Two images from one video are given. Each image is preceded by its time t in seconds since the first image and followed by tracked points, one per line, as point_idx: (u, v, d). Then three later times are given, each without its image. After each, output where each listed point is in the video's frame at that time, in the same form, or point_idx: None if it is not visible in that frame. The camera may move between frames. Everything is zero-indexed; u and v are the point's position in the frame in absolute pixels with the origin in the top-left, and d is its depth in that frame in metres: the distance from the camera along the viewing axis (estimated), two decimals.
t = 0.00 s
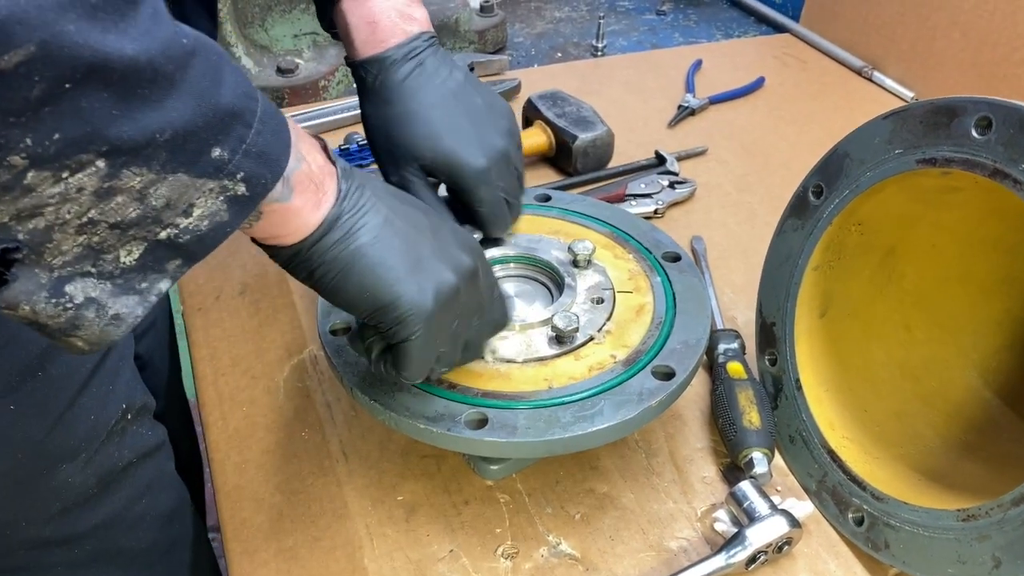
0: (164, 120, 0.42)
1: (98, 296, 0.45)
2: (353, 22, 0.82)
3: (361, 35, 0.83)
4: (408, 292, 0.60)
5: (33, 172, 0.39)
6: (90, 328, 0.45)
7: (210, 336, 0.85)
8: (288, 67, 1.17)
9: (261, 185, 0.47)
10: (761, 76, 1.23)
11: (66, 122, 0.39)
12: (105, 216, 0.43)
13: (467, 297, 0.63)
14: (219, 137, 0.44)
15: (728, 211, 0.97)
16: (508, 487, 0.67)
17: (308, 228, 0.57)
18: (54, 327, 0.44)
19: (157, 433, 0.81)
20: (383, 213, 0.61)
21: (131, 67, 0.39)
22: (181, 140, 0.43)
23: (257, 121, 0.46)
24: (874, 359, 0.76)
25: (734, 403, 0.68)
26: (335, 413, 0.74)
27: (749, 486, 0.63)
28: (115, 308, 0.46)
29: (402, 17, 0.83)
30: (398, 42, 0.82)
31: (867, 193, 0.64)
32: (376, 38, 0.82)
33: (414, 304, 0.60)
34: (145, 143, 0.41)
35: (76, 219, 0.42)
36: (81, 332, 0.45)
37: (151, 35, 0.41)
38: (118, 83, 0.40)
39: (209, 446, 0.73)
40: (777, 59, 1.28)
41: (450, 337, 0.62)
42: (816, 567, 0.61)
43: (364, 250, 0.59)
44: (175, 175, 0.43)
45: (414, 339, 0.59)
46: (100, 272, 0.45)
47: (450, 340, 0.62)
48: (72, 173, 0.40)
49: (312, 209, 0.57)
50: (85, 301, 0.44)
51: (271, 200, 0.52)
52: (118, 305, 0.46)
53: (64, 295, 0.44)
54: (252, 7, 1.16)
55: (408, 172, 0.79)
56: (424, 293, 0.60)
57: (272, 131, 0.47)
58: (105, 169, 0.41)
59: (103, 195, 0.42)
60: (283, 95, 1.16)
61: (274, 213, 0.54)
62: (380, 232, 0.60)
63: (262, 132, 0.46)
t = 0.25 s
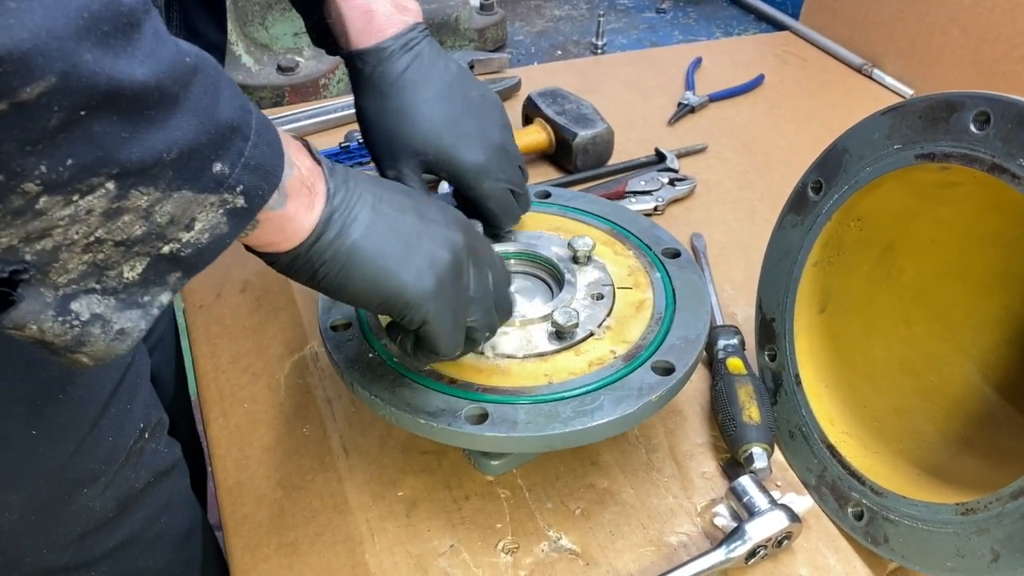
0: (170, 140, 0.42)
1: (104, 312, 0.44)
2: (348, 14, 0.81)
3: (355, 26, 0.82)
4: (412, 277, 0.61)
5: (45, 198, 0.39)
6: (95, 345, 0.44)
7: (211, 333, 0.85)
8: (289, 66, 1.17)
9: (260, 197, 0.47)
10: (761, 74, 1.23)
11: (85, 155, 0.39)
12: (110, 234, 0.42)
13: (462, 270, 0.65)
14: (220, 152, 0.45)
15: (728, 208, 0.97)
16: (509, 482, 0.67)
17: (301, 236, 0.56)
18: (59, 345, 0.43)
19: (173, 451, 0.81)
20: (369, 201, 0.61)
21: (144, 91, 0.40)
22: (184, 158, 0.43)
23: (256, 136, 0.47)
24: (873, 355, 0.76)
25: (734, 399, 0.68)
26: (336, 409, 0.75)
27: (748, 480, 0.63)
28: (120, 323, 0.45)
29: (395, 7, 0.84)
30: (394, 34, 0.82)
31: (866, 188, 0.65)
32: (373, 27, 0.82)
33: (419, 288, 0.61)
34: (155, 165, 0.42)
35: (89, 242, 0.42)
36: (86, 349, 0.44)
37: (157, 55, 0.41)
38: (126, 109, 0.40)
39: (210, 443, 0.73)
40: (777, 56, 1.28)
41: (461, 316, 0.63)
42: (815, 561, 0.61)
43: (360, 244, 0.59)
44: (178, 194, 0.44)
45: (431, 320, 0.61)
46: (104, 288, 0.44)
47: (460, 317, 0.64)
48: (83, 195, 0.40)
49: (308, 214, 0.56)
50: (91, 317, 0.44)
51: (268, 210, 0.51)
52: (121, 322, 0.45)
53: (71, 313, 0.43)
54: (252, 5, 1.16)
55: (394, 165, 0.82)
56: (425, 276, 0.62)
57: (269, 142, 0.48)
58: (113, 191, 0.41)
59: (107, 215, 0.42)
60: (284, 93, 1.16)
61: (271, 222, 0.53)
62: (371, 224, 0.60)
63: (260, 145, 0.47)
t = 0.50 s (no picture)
0: (157, 165, 0.40)
1: (77, 343, 0.42)
2: (346, 15, 0.80)
3: (353, 30, 0.81)
4: (445, 289, 0.56)
5: (10, 226, 0.37)
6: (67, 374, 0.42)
7: (210, 332, 0.85)
8: (288, 64, 1.17)
9: (256, 226, 0.45)
10: (761, 73, 1.23)
11: (50, 179, 0.37)
12: (86, 261, 0.40)
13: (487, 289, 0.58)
14: (212, 181, 0.42)
15: (728, 207, 0.97)
16: (508, 481, 0.67)
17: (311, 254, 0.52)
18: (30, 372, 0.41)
19: (173, 446, 0.80)
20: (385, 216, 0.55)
21: (121, 113, 0.38)
22: (169, 188, 0.41)
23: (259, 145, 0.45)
24: (873, 354, 0.76)
25: (733, 398, 0.68)
26: (336, 409, 0.75)
27: (748, 479, 0.63)
28: (97, 353, 0.42)
29: (393, 11, 0.82)
30: (392, 37, 0.81)
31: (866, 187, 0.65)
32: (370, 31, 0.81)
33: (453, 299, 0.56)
34: (132, 190, 0.40)
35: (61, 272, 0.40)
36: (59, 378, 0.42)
37: (141, 79, 0.39)
38: (105, 130, 0.38)
39: (209, 442, 0.73)
40: (777, 55, 1.28)
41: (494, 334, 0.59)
42: (814, 560, 0.61)
43: (379, 252, 0.54)
44: (159, 223, 0.42)
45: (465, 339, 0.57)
46: (81, 317, 0.42)
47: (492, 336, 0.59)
48: (50, 221, 0.38)
49: (307, 243, 0.51)
50: (64, 347, 0.41)
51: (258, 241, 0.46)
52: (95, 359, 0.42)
53: (43, 342, 0.41)
54: (251, 4, 1.16)
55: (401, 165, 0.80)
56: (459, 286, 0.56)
57: (269, 154, 0.45)
58: (86, 218, 0.39)
59: (78, 241, 0.39)
60: (283, 92, 1.16)
61: (263, 254, 0.49)
62: (392, 228, 0.55)
63: (266, 142, 0.45)
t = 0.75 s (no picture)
0: (199, 185, 0.36)
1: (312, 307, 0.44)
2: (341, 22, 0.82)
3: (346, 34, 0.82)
4: (580, 292, 0.58)
5: (265, 185, 0.37)
6: (307, 339, 0.45)
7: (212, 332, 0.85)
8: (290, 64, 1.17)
9: (457, 187, 0.45)
10: (763, 71, 1.23)
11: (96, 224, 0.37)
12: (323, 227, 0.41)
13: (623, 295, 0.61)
14: (421, 145, 0.42)
15: (730, 206, 0.97)
16: (510, 480, 0.67)
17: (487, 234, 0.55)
18: (274, 340, 0.44)
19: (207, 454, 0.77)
20: (551, 211, 0.59)
21: (159, 166, 0.35)
22: (395, 154, 0.41)
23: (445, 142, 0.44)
24: (876, 353, 0.76)
25: (736, 397, 0.68)
26: (338, 408, 0.74)
27: (751, 479, 0.63)
28: (328, 316, 0.45)
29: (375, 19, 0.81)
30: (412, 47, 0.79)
31: (868, 186, 0.64)
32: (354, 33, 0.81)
33: (584, 305, 0.58)
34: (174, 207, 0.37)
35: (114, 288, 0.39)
36: (298, 344, 0.45)
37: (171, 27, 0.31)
38: (220, 150, 0.35)
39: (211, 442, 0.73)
40: (779, 54, 1.28)
41: (552, 319, 0.59)
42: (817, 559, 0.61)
43: (539, 253, 0.57)
44: (205, 252, 0.39)
45: (580, 341, 0.60)
46: (314, 283, 0.44)
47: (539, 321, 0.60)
48: (275, 199, 0.38)
49: (490, 219, 0.55)
50: (301, 313, 0.44)
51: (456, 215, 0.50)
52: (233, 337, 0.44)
53: (284, 309, 0.43)
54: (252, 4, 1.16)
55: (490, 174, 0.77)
56: (594, 292, 0.59)
57: (453, 145, 0.45)
58: (127, 254, 0.38)
59: (255, 226, 0.39)
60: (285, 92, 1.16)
61: (455, 228, 0.52)
62: (553, 233, 0.58)
63: (452, 137, 0.44)
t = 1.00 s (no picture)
0: (195, 180, 0.36)
1: (305, 294, 0.45)
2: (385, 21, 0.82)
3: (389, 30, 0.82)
4: (575, 292, 0.59)
5: (256, 177, 0.37)
6: (300, 326, 0.47)
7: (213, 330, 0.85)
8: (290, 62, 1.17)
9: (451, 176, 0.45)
10: (763, 71, 1.22)
11: (85, 193, 0.36)
12: (315, 216, 0.41)
13: (616, 300, 0.62)
14: (415, 133, 0.42)
15: (730, 204, 0.97)
16: (510, 479, 0.67)
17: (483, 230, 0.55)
18: (267, 329, 0.46)
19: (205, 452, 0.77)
20: (549, 211, 0.59)
21: (148, 134, 0.34)
22: (388, 135, 0.41)
23: (439, 128, 0.44)
24: (876, 351, 0.76)
25: (736, 395, 0.68)
26: (337, 406, 0.74)
27: (750, 477, 0.63)
28: (319, 305, 0.47)
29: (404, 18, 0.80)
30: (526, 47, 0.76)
31: (868, 183, 0.64)
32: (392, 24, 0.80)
33: (580, 306, 0.59)
34: (167, 199, 0.37)
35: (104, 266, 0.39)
36: (291, 332, 0.47)
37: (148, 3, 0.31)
38: (214, 143, 0.35)
39: (211, 440, 0.73)
40: (778, 53, 1.28)
41: (549, 320, 0.60)
42: (816, 557, 0.61)
43: (534, 253, 0.58)
44: (196, 234, 0.39)
45: (579, 339, 0.60)
46: (306, 271, 0.44)
47: (536, 322, 0.61)
48: (267, 187, 0.38)
49: (484, 212, 0.55)
50: (294, 300, 0.45)
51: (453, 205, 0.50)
52: (225, 322, 0.45)
53: (277, 295, 0.45)
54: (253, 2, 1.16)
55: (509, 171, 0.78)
56: (588, 293, 0.60)
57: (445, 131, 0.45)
58: (115, 228, 0.37)
59: (249, 216, 0.39)
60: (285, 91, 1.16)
61: (451, 219, 0.52)
62: (548, 233, 0.58)
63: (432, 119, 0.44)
